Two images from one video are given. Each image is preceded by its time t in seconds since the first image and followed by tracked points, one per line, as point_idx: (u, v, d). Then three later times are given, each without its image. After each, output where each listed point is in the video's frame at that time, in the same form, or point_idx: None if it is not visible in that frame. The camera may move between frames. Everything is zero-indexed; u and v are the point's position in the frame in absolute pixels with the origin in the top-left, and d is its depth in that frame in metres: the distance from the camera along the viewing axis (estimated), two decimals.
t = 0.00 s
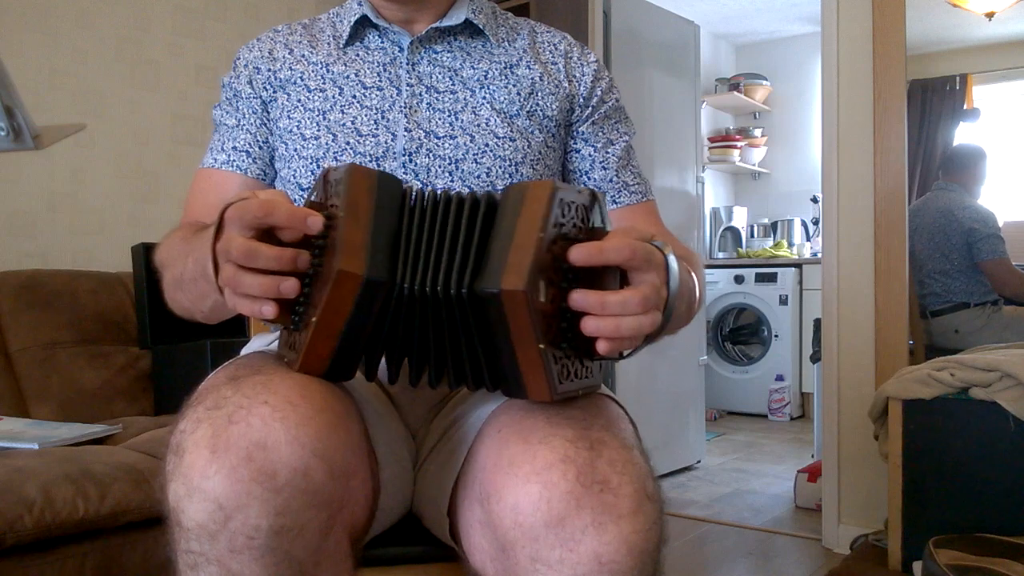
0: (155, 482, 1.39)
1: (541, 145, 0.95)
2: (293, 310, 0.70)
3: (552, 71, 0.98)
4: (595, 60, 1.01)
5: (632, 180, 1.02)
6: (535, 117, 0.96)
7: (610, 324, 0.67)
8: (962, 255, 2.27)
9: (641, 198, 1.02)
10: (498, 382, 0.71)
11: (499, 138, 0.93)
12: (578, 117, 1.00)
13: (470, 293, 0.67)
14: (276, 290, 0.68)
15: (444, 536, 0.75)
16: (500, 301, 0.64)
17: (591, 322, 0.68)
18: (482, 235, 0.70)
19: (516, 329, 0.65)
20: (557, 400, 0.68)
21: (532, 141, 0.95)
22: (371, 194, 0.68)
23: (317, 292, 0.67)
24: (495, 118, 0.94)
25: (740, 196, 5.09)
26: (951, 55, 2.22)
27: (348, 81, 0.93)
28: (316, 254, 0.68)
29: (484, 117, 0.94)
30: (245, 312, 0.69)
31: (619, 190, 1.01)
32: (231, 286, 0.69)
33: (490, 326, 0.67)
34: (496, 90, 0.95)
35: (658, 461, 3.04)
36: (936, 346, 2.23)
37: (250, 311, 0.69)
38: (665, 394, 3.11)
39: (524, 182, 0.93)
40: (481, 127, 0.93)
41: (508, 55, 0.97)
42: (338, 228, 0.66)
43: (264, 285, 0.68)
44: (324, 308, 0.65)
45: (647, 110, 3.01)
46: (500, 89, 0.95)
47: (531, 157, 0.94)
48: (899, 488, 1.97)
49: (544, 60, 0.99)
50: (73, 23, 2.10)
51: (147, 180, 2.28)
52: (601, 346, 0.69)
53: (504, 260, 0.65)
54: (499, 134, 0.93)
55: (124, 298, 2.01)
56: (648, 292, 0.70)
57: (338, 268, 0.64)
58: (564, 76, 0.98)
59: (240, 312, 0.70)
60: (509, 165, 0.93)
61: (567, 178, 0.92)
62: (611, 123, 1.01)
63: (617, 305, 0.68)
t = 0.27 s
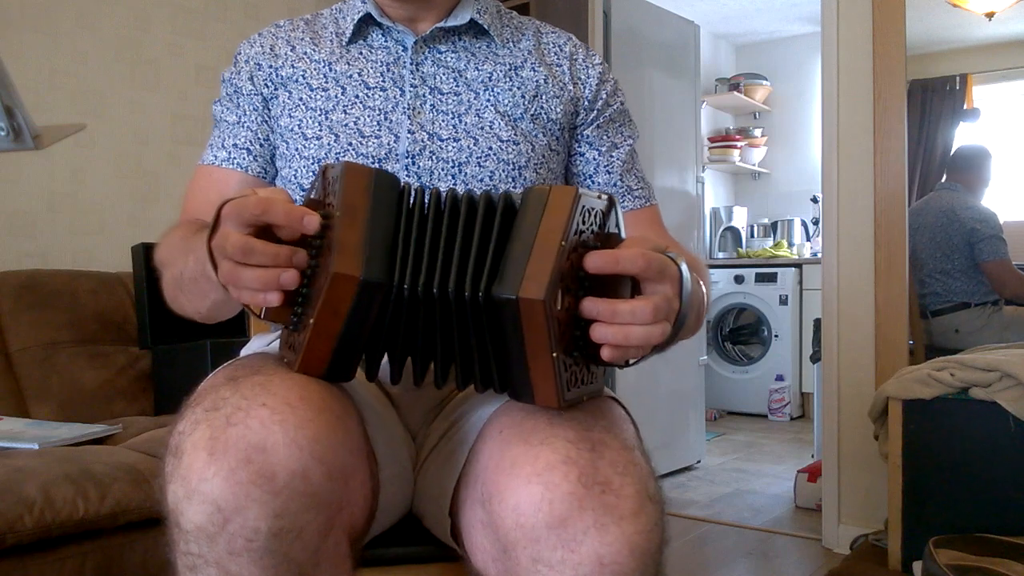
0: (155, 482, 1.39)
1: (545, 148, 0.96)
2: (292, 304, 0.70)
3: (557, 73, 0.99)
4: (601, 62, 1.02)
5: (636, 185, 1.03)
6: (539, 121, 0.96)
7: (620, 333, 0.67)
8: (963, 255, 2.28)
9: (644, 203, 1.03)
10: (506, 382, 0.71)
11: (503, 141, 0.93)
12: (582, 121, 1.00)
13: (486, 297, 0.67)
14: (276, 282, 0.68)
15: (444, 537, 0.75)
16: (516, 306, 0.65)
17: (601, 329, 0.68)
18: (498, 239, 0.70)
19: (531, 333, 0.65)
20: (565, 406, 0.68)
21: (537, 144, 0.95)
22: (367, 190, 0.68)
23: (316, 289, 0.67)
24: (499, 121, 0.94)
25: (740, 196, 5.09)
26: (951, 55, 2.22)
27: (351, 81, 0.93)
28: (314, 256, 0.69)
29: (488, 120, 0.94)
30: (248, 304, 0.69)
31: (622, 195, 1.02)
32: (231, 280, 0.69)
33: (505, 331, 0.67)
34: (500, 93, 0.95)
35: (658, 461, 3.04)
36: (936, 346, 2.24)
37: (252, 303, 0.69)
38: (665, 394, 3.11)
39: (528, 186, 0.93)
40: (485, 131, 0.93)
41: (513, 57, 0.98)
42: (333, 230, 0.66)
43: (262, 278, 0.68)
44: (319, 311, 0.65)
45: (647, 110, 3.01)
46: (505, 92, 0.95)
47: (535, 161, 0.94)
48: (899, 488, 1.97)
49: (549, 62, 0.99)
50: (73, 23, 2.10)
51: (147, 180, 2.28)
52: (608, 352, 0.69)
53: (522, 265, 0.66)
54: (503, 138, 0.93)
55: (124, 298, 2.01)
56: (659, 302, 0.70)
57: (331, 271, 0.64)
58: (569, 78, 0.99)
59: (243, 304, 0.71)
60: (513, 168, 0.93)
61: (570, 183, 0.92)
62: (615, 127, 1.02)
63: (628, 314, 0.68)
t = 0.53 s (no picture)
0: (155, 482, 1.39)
1: (546, 149, 0.96)
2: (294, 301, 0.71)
3: (558, 74, 0.99)
4: (602, 63, 1.02)
5: (636, 186, 1.03)
6: (540, 121, 0.96)
7: (639, 339, 0.67)
8: (964, 255, 2.28)
9: (644, 205, 1.03)
10: (512, 380, 0.71)
11: (504, 142, 0.93)
12: (583, 121, 1.01)
13: (500, 296, 0.67)
14: (282, 278, 0.69)
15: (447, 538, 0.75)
16: (535, 308, 0.64)
17: (619, 335, 0.68)
18: (515, 239, 0.69)
19: (548, 332, 0.65)
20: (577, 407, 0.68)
21: (537, 145, 0.95)
22: (361, 190, 0.68)
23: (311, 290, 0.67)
24: (500, 122, 0.94)
25: (740, 196, 5.09)
26: (952, 55, 2.22)
27: (352, 81, 0.93)
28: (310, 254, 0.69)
29: (489, 121, 0.94)
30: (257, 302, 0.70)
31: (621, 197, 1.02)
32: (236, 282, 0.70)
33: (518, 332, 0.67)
34: (501, 93, 0.96)
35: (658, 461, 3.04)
36: (936, 346, 2.24)
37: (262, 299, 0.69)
38: (665, 394, 3.11)
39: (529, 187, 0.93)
40: (486, 131, 0.93)
41: (514, 57, 0.98)
42: (329, 231, 0.66)
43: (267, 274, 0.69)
44: (318, 311, 0.65)
45: (647, 110, 3.01)
46: (505, 92, 0.96)
47: (535, 162, 0.95)
48: (899, 489, 1.96)
49: (550, 62, 1.00)
50: (73, 23, 2.10)
51: (147, 180, 2.28)
52: (624, 358, 0.69)
53: (543, 265, 0.65)
54: (504, 139, 0.93)
55: (124, 298, 2.01)
56: (677, 310, 0.70)
57: (329, 272, 0.64)
58: (570, 79, 0.99)
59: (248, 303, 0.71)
60: (514, 170, 0.93)
61: (572, 184, 0.93)
62: (615, 127, 1.02)
63: (647, 321, 0.68)
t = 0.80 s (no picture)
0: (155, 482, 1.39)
1: (544, 149, 0.96)
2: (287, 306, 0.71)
3: (555, 73, 0.99)
4: (597, 60, 1.02)
5: (631, 185, 1.04)
6: (538, 121, 0.97)
7: (626, 338, 0.70)
8: (963, 255, 2.28)
9: (638, 203, 1.04)
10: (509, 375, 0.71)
11: (503, 143, 0.93)
12: (579, 120, 1.01)
13: (488, 292, 0.67)
14: (267, 281, 0.68)
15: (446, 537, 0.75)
16: (528, 302, 0.64)
17: (607, 334, 0.70)
18: (502, 237, 0.70)
19: (541, 328, 0.65)
20: (572, 398, 0.69)
21: (536, 146, 0.96)
22: (352, 191, 0.68)
23: (308, 290, 0.67)
24: (499, 122, 0.94)
25: (740, 196, 5.09)
26: (951, 55, 2.22)
27: (349, 84, 0.93)
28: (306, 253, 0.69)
29: (488, 122, 0.94)
30: (239, 305, 0.69)
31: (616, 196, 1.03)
32: (222, 281, 0.69)
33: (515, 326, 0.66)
34: (499, 94, 0.96)
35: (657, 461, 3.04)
36: (936, 346, 2.23)
37: (244, 303, 0.69)
38: (665, 394, 3.11)
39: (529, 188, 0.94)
40: (484, 133, 0.93)
41: (511, 57, 0.98)
42: (322, 230, 0.66)
43: (255, 275, 0.68)
44: (314, 312, 0.65)
45: (646, 110, 3.01)
46: (503, 93, 0.96)
47: (535, 163, 0.95)
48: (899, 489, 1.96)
49: (546, 61, 1.00)
50: (73, 23, 2.10)
51: (147, 180, 2.28)
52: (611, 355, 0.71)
53: (534, 259, 0.65)
54: (503, 139, 0.94)
55: (124, 298, 2.01)
56: (663, 307, 0.72)
57: (322, 272, 0.64)
58: (567, 78, 0.99)
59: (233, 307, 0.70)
60: (513, 171, 0.93)
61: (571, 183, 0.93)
62: (612, 126, 1.03)
63: (634, 322, 0.70)
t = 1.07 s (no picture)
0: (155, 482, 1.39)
1: (538, 145, 0.96)
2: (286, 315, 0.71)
3: (546, 67, 0.99)
4: (589, 52, 1.02)
5: (623, 180, 1.04)
6: (531, 117, 0.96)
7: (602, 327, 0.69)
8: (962, 255, 2.28)
9: (629, 198, 1.04)
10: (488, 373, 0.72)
11: (497, 141, 0.93)
12: (572, 114, 1.00)
13: (456, 287, 0.69)
14: (266, 290, 0.68)
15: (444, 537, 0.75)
16: (495, 294, 0.65)
17: (583, 323, 0.70)
18: (468, 231, 0.71)
19: (513, 321, 0.66)
20: (549, 392, 0.69)
21: (530, 142, 0.96)
22: (352, 196, 0.69)
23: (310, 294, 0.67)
24: (492, 120, 0.94)
25: (740, 196, 5.09)
26: (951, 55, 2.22)
27: (341, 85, 0.93)
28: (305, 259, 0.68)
29: (481, 119, 0.94)
30: (237, 315, 0.69)
31: (609, 190, 1.03)
32: (221, 292, 0.70)
33: (485, 321, 0.68)
34: (491, 91, 0.95)
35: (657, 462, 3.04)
36: (937, 346, 2.23)
37: (241, 313, 0.69)
38: (665, 394, 3.11)
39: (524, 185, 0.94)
40: (478, 130, 0.93)
41: (502, 53, 0.97)
42: (324, 233, 0.66)
43: (253, 285, 0.68)
44: (319, 315, 0.65)
45: (646, 110, 3.01)
46: (496, 89, 0.95)
47: (529, 159, 0.95)
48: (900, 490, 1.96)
49: (538, 55, 0.99)
50: (72, 23, 2.10)
51: (147, 180, 2.28)
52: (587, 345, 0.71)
53: (498, 251, 0.67)
54: (497, 137, 0.94)
55: (124, 298, 2.01)
56: (637, 296, 0.72)
57: (328, 277, 0.64)
58: (559, 71, 0.99)
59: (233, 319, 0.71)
60: (508, 168, 0.93)
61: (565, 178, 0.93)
62: (604, 119, 1.02)
63: (608, 310, 0.70)
